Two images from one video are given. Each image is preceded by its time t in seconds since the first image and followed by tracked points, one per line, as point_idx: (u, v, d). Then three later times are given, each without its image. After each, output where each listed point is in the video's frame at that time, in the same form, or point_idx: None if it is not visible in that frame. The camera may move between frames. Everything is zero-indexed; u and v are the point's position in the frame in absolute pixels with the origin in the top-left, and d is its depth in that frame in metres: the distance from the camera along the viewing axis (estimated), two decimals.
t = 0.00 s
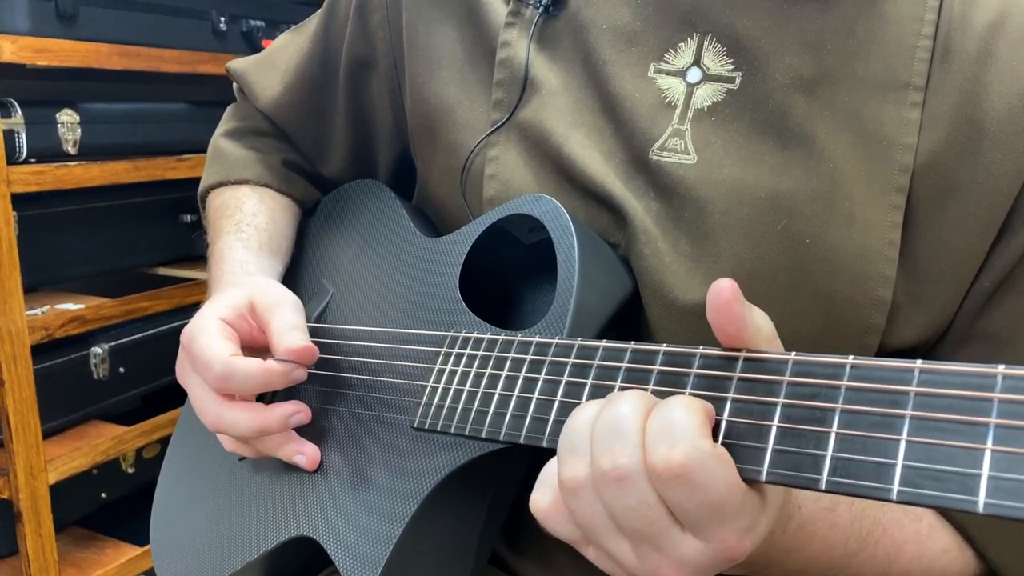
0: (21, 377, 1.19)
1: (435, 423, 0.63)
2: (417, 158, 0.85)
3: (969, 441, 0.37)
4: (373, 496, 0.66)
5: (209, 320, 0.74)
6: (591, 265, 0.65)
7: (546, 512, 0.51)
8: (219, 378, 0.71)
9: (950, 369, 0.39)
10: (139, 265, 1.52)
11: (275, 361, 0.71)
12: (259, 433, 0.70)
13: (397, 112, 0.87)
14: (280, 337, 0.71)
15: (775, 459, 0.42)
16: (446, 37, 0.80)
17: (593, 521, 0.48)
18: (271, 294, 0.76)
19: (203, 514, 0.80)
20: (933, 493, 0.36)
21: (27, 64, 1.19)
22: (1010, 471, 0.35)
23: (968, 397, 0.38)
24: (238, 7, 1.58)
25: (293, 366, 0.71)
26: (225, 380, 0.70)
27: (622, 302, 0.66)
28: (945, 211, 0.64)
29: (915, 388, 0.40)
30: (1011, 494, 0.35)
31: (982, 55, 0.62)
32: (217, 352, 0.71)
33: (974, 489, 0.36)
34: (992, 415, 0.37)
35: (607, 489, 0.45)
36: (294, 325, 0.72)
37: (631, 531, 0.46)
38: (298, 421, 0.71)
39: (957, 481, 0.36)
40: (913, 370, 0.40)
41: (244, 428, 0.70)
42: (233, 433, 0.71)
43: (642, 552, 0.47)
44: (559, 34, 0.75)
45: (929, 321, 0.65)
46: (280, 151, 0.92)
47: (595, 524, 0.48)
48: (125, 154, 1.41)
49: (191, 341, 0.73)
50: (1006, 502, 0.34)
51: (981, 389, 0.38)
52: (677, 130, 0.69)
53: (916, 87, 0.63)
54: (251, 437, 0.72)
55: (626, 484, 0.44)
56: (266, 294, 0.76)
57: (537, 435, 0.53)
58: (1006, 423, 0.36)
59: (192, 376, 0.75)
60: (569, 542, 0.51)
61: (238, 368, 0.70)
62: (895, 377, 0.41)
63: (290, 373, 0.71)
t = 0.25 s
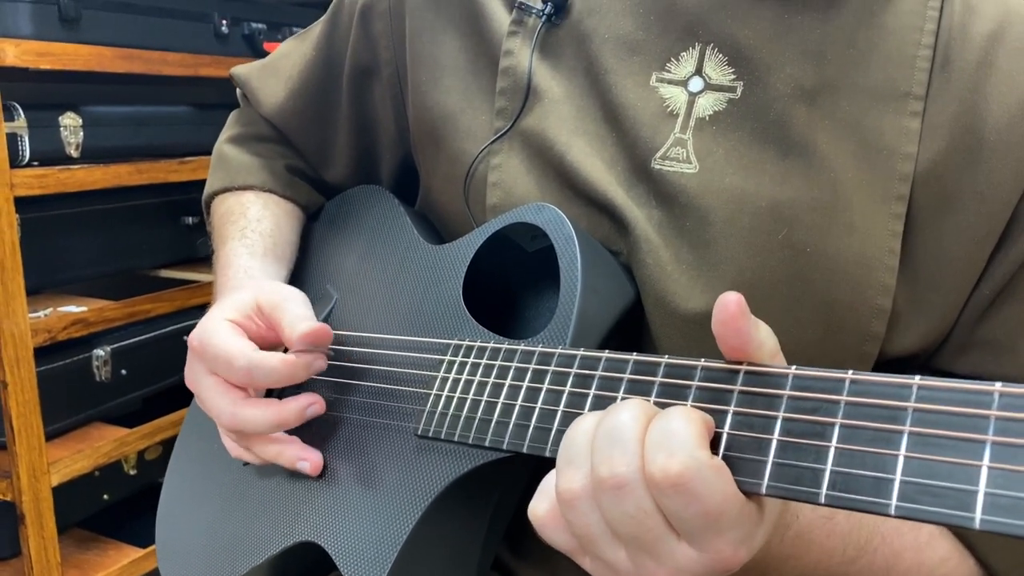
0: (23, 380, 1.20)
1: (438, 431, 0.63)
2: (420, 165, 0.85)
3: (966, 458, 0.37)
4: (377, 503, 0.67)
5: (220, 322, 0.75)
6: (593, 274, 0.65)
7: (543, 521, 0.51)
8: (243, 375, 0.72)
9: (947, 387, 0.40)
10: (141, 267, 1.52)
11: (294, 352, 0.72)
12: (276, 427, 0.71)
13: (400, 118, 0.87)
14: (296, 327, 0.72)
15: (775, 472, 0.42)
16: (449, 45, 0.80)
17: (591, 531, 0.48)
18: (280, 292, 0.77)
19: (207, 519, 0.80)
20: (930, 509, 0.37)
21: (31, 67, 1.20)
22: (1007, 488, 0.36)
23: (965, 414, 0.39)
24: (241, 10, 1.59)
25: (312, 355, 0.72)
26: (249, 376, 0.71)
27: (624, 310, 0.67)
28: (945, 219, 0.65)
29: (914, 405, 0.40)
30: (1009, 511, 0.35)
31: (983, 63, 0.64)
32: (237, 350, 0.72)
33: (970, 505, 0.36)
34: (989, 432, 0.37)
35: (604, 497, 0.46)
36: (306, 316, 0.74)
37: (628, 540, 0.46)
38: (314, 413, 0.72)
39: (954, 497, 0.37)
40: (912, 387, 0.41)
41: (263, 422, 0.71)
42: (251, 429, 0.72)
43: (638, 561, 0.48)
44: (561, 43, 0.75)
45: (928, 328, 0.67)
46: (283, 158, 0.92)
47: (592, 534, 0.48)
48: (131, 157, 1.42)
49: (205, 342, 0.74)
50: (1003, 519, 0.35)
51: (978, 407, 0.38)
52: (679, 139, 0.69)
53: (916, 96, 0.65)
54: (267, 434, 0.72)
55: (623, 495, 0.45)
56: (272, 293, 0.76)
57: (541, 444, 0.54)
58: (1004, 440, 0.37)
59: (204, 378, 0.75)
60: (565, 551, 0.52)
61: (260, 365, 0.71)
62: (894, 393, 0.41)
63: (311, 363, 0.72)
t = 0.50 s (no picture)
0: (25, 383, 1.21)
1: (437, 441, 0.64)
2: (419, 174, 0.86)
3: (947, 470, 0.39)
4: (376, 511, 0.68)
5: (223, 336, 0.76)
6: (589, 284, 0.66)
7: (536, 529, 0.52)
8: (232, 394, 0.72)
9: (932, 401, 0.41)
10: (143, 270, 1.54)
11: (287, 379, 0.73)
12: (271, 444, 0.72)
13: (400, 127, 0.88)
14: (295, 355, 0.73)
15: (764, 483, 0.44)
16: (448, 54, 0.81)
17: (582, 540, 0.49)
18: (284, 311, 0.78)
19: (208, 526, 0.81)
20: (913, 519, 0.38)
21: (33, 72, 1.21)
22: (987, 500, 0.37)
23: (948, 427, 0.40)
24: (243, 15, 1.60)
25: (304, 386, 0.73)
26: (238, 396, 0.72)
27: (620, 319, 0.68)
28: (936, 229, 0.66)
29: (899, 417, 0.41)
30: (990, 523, 0.36)
31: (973, 75, 0.66)
32: (230, 368, 0.73)
33: (952, 516, 0.37)
34: (971, 446, 0.39)
35: (593, 505, 0.47)
36: (306, 344, 0.74)
37: (619, 549, 0.48)
38: (307, 434, 0.73)
39: (937, 509, 0.38)
40: (897, 401, 0.42)
41: (258, 440, 0.72)
42: (247, 446, 0.72)
43: (630, 569, 0.49)
44: (559, 55, 0.76)
45: (920, 336, 0.67)
46: (284, 167, 0.93)
47: (584, 543, 0.49)
48: (132, 161, 1.43)
49: (207, 356, 0.74)
50: (982, 530, 0.36)
51: (961, 421, 0.39)
52: (674, 150, 0.70)
53: (908, 107, 0.66)
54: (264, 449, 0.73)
55: (612, 502, 0.46)
56: (276, 311, 0.78)
57: (537, 454, 0.55)
58: (985, 453, 0.38)
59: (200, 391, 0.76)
60: (559, 557, 0.53)
61: (248, 386, 0.72)
62: (880, 406, 0.42)
63: (301, 392, 0.73)
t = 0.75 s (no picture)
0: (30, 387, 1.23)
1: (434, 448, 0.65)
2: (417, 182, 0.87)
3: (924, 480, 0.40)
4: (375, 517, 0.69)
5: (234, 337, 0.77)
6: (583, 292, 0.67)
7: (531, 536, 0.53)
8: (266, 381, 0.74)
9: (911, 413, 0.43)
10: (145, 273, 1.55)
11: (317, 361, 0.74)
12: (289, 440, 0.73)
13: (398, 135, 0.90)
14: (317, 341, 0.74)
15: (750, 492, 0.46)
16: (445, 64, 0.82)
17: (574, 547, 0.50)
18: (291, 308, 0.78)
19: (210, 531, 0.83)
20: (893, 528, 0.40)
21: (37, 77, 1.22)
22: (962, 509, 0.39)
23: (926, 438, 0.42)
24: (245, 19, 1.61)
25: (336, 366, 0.74)
26: (271, 383, 0.74)
27: (614, 327, 0.69)
28: (925, 237, 0.67)
29: (879, 428, 0.43)
30: (964, 530, 0.38)
31: (960, 86, 0.67)
32: (257, 360, 0.74)
33: (929, 524, 0.39)
34: (948, 456, 0.41)
35: (584, 513, 0.48)
36: (322, 332, 0.75)
37: (610, 556, 0.49)
38: (326, 428, 0.74)
39: (915, 517, 0.40)
40: (878, 412, 0.44)
41: (278, 435, 0.73)
42: (266, 441, 0.74)
43: None
44: (554, 66, 0.77)
45: (911, 341, 0.68)
46: (284, 176, 0.94)
47: (575, 550, 0.50)
48: (133, 164, 1.44)
49: (222, 356, 0.76)
50: (957, 538, 0.38)
51: (938, 432, 0.41)
52: (667, 160, 0.71)
53: (896, 117, 0.67)
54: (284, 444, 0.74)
55: (603, 509, 0.47)
56: (284, 309, 0.78)
57: (531, 462, 0.57)
58: (960, 463, 0.40)
59: (219, 392, 0.77)
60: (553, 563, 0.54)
61: (284, 369, 0.73)
62: (861, 417, 0.44)
63: (333, 373, 0.74)
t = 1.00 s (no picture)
0: (34, 390, 1.24)
1: (434, 456, 0.67)
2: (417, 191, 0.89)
3: (910, 492, 0.42)
4: (375, 523, 0.70)
5: (232, 356, 0.79)
6: (580, 302, 0.68)
7: (528, 541, 0.54)
8: (255, 408, 0.76)
9: (896, 426, 0.44)
10: (147, 275, 1.56)
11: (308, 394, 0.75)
12: (274, 467, 0.75)
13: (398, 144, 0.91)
14: (311, 376, 0.76)
15: (741, 502, 0.47)
16: (445, 74, 0.83)
17: (569, 554, 0.51)
18: (289, 332, 0.81)
19: (213, 535, 0.84)
20: (879, 539, 0.42)
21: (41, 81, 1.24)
22: (945, 521, 0.40)
23: (911, 451, 0.43)
24: (248, 23, 1.62)
25: (325, 402, 0.75)
26: (260, 409, 0.76)
27: (611, 336, 0.70)
28: (918, 247, 0.68)
29: (866, 441, 0.45)
30: (947, 542, 0.40)
31: (953, 99, 0.68)
32: (248, 386, 0.76)
33: (914, 536, 0.41)
34: (932, 469, 0.42)
35: (580, 521, 0.49)
36: (317, 364, 0.77)
37: (604, 563, 0.50)
38: (311, 461, 0.75)
39: (900, 529, 0.42)
40: (865, 425, 0.45)
41: (263, 461, 0.75)
42: (253, 465, 0.76)
43: None
44: (552, 78, 0.78)
45: (904, 350, 0.69)
46: (285, 184, 0.95)
47: (570, 557, 0.51)
48: (135, 168, 1.45)
49: (219, 376, 0.78)
50: (940, 550, 0.40)
51: (923, 444, 0.43)
52: (663, 171, 0.72)
53: (890, 129, 0.68)
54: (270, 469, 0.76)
55: (599, 517, 0.48)
56: (284, 332, 0.81)
57: (529, 470, 0.58)
58: (944, 476, 0.41)
59: (212, 409, 0.79)
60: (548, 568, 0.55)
61: (270, 399, 0.75)
62: (849, 430, 0.46)
63: (320, 409, 0.75)
